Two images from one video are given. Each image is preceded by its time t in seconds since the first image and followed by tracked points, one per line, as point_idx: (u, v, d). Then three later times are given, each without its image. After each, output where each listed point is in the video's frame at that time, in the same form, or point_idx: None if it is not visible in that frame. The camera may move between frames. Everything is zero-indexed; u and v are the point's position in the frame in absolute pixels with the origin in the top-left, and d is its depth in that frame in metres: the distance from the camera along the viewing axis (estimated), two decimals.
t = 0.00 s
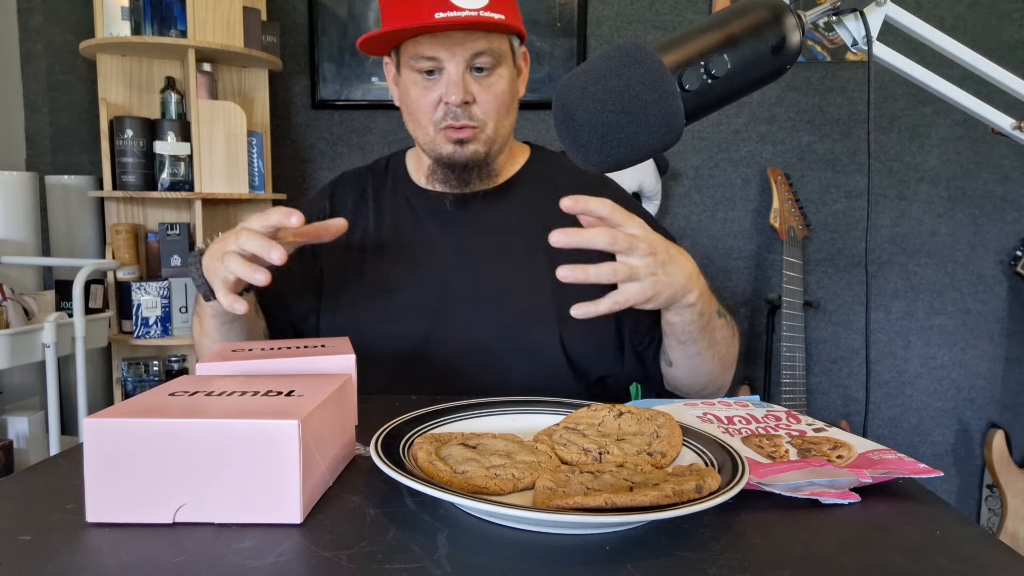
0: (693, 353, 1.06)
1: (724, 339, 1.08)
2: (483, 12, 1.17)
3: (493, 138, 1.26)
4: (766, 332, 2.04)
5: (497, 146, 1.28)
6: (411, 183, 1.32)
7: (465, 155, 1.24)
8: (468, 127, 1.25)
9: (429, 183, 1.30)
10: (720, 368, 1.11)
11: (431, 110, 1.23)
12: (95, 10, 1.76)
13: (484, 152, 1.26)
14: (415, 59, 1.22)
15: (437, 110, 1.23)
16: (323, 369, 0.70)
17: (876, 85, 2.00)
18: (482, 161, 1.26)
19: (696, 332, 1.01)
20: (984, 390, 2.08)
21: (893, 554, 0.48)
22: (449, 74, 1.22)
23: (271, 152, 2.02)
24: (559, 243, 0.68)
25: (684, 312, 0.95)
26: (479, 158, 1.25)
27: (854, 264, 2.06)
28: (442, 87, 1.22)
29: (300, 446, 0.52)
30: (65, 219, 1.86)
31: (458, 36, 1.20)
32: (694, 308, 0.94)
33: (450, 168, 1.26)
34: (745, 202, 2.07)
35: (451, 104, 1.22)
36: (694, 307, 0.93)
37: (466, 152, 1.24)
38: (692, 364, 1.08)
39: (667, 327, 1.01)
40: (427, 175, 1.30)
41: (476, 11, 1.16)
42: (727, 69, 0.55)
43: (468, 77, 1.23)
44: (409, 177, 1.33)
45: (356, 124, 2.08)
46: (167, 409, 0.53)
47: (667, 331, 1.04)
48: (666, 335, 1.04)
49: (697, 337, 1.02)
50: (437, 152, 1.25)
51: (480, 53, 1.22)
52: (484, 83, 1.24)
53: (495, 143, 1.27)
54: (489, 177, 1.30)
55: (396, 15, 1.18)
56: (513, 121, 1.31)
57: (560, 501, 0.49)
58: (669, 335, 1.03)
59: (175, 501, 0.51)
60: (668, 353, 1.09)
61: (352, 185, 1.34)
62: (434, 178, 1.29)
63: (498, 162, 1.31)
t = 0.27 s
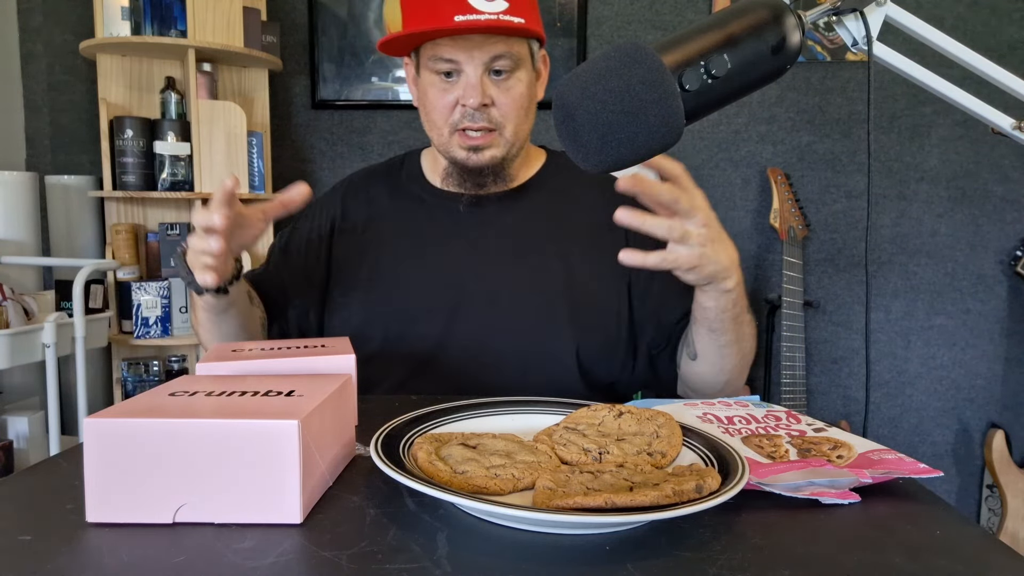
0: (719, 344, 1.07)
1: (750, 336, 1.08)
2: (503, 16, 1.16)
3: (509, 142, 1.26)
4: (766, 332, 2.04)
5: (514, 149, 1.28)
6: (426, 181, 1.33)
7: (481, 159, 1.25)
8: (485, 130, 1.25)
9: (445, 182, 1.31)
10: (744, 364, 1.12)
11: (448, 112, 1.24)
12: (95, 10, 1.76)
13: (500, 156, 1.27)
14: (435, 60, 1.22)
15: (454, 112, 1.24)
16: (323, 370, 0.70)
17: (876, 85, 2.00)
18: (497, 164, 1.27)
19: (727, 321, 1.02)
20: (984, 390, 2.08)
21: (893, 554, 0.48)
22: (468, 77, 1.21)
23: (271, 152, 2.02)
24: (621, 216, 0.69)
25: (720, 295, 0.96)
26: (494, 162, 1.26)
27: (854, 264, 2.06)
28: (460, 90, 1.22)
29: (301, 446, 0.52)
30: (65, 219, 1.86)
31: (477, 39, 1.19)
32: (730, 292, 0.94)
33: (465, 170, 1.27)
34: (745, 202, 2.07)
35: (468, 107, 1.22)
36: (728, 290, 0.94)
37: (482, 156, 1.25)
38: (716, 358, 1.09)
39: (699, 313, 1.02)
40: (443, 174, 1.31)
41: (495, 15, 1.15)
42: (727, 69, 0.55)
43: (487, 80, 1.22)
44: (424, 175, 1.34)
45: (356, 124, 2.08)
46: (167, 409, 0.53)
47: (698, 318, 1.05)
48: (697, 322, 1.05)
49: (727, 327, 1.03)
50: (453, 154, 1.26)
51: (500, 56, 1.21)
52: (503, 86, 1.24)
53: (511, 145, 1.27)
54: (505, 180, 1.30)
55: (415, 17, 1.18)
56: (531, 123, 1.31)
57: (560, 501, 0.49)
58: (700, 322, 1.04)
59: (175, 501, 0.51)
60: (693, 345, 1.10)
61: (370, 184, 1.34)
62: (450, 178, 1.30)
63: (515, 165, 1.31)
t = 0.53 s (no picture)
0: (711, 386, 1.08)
1: (745, 382, 1.08)
2: (529, 25, 1.15)
3: (526, 149, 1.27)
4: (766, 332, 2.04)
5: (531, 158, 1.29)
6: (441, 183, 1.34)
7: (498, 165, 1.26)
8: (504, 136, 1.26)
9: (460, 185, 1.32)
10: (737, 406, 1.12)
11: (467, 116, 1.24)
12: (95, 10, 1.76)
13: (516, 164, 1.27)
14: (458, 63, 1.22)
15: (474, 116, 1.24)
16: (324, 369, 0.70)
17: (876, 85, 2.00)
18: (513, 172, 1.28)
19: (719, 368, 1.04)
20: (984, 389, 2.08)
21: (893, 554, 0.48)
22: (489, 82, 1.22)
23: (271, 152, 2.02)
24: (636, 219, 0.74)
25: (716, 343, 0.98)
26: (510, 169, 1.27)
27: (854, 264, 2.06)
28: (481, 94, 1.23)
29: (301, 446, 0.52)
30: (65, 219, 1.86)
31: (502, 46, 1.19)
32: (725, 342, 0.96)
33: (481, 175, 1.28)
34: (745, 202, 2.07)
35: (487, 113, 1.23)
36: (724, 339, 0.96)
37: (498, 163, 1.26)
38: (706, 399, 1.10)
39: (693, 359, 1.05)
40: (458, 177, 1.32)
41: (522, 23, 1.15)
42: (727, 69, 0.55)
43: (508, 87, 1.23)
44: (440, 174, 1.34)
45: (356, 124, 2.08)
46: (167, 408, 0.53)
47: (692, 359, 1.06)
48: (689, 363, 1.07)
49: (718, 373, 1.05)
50: (470, 157, 1.27)
51: (523, 64, 1.21)
52: (523, 93, 1.24)
53: (527, 154, 1.28)
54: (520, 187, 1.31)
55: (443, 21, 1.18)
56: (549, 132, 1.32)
57: (560, 501, 0.49)
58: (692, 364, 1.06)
59: (175, 500, 0.51)
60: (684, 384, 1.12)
61: (381, 180, 1.33)
62: (465, 181, 1.30)
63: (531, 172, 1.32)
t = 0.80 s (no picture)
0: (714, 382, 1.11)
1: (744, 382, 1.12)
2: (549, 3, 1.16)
3: (544, 134, 1.27)
4: (766, 332, 2.05)
5: (549, 144, 1.28)
6: (454, 179, 1.32)
7: (516, 149, 1.24)
8: (522, 120, 1.25)
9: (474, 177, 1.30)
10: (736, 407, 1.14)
11: (485, 100, 1.24)
12: (95, 10, 1.76)
13: (535, 148, 1.26)
14: (477, 47, 1.23)
15: (492, 100, 1.24)
16: (324, 370, 0.70)
17: (876, 85, 2.01)
18: (532, 157, 1.27)
19: (720, 364, 1.08)
20: (984, 389, 2.08)
21: (893, 554, 0.48)
22: (508, 64, 1.23)
23: (271, 152, 2.02)
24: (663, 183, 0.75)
25: (717, 339, 1.03)
26: (529, 153, 1.25)
27: (854, 264, 2.06)
28: (499, 76, 1.23)
29: (301, 446, 0.52)
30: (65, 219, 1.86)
31: (522, 26, 1.21)
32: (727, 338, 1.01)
33: (498, 162, 1.25)
34: (745, 202, 2.07)
35: (506, 94, 1.22)
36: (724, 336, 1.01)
37: (517, 147, 1.24)
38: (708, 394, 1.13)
39: (695, 354, 1.10)
40: (473, 168, 1.30)
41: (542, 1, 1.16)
42: (727, 69, 0.55)
43: (527, 69, 1.23)
44: (453, 171, 1.32)
45: (356, 124, 2.08)
46: (167, 409, 0.53)
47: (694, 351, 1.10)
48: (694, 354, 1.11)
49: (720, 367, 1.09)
50: (487, 143, 1.25)
51: (541, 46, 1.22)
52: (542, 76, 1.25)
53: (545, 139, 1.27)
54: (537, 176, 1.29)
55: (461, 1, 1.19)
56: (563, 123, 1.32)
57: (560, 501, 0.49)
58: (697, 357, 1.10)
59: (175, 501, 0.51)
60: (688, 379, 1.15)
61: (387, 176, 1.34)
62: (480, 171, 1.28)
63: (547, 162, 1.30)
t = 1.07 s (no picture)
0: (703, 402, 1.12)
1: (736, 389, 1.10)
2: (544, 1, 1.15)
3: (543, 137, 1.26)
4: (766, 333, 2.05)
5: (549, 147, 1.27)
6: (455, 183, 1.32)
7: (515, 155, 1.24)
8: (520, 123, 1.25)
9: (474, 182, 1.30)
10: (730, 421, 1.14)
11: (482, 104, 1.23)
12: (95, 10, 1.76)
13: (534, 153, 1.26)
14: (472, 49, 1.22)
15: (489, 104, 1.23)
16: (324, 370, 0.70)
17: (876, 85, 2.01)
18: (531, 162, 1.26)
19: (704, 387, 1.08)
20: (984, 390, 2.08)
21: (893, 554, 0.48)
22: (505, 66, 1.22)
23: (271, 152, 2.03)
24: (636, 248, 0.75)
25: (697, 366, 1.04)
26: (528, 158, 1.25)
27: (854, 264, 2.06)
28: (496, 80, 1.22)
29: (301, 445, 0.52)
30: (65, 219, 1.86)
31: (517, 26, 1.19)
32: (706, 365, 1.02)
33: (497, 168, 1.25)
34: (745, 202, 2.07)
35: (504, 99, 1.22)
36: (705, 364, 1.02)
37: (516, 153, 1.24)
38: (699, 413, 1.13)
39: (677, 378, 1.11)
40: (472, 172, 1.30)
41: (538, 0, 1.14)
42: (726, 69, 0.55)
43: (524, 70, 1.22)
44: (452, 174, 1.33)
45: (356, 124, 2.08)
46: (167, 409, 0.53)
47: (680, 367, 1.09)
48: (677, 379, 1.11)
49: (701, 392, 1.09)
50: (486, 149, 1.25)
51: (538, 45, 1.21)
52: (540, 76, 1.23)
53: (545, 142, 1.26)
54: (537, 180, 1.29)
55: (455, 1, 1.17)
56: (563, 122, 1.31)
57: (560, 501, 0.49)
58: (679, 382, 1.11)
59: (175, 500, 0.51)
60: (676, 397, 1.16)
61: (386, 178, 1.35)
62: (480, 177, 1.28)
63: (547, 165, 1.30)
